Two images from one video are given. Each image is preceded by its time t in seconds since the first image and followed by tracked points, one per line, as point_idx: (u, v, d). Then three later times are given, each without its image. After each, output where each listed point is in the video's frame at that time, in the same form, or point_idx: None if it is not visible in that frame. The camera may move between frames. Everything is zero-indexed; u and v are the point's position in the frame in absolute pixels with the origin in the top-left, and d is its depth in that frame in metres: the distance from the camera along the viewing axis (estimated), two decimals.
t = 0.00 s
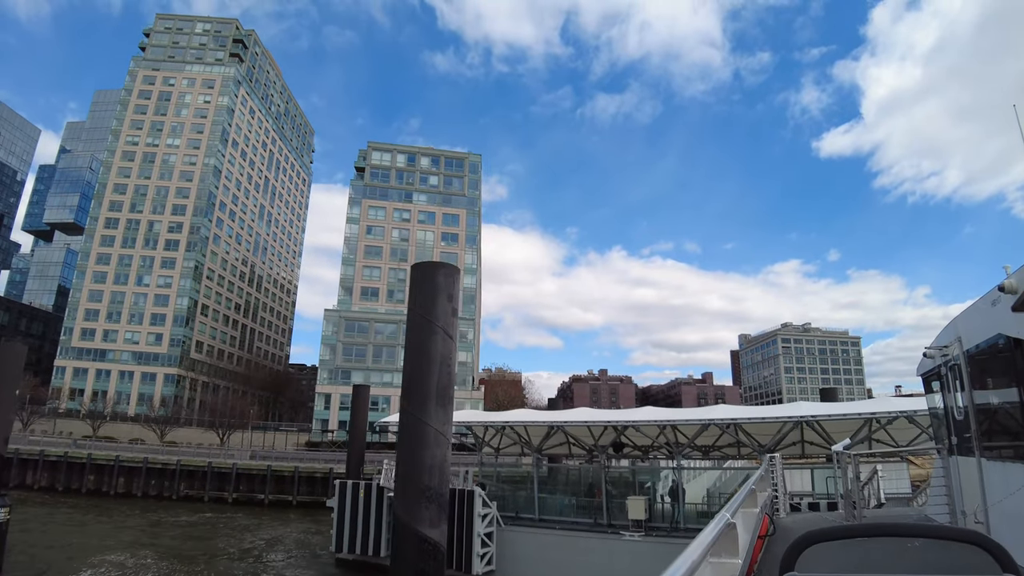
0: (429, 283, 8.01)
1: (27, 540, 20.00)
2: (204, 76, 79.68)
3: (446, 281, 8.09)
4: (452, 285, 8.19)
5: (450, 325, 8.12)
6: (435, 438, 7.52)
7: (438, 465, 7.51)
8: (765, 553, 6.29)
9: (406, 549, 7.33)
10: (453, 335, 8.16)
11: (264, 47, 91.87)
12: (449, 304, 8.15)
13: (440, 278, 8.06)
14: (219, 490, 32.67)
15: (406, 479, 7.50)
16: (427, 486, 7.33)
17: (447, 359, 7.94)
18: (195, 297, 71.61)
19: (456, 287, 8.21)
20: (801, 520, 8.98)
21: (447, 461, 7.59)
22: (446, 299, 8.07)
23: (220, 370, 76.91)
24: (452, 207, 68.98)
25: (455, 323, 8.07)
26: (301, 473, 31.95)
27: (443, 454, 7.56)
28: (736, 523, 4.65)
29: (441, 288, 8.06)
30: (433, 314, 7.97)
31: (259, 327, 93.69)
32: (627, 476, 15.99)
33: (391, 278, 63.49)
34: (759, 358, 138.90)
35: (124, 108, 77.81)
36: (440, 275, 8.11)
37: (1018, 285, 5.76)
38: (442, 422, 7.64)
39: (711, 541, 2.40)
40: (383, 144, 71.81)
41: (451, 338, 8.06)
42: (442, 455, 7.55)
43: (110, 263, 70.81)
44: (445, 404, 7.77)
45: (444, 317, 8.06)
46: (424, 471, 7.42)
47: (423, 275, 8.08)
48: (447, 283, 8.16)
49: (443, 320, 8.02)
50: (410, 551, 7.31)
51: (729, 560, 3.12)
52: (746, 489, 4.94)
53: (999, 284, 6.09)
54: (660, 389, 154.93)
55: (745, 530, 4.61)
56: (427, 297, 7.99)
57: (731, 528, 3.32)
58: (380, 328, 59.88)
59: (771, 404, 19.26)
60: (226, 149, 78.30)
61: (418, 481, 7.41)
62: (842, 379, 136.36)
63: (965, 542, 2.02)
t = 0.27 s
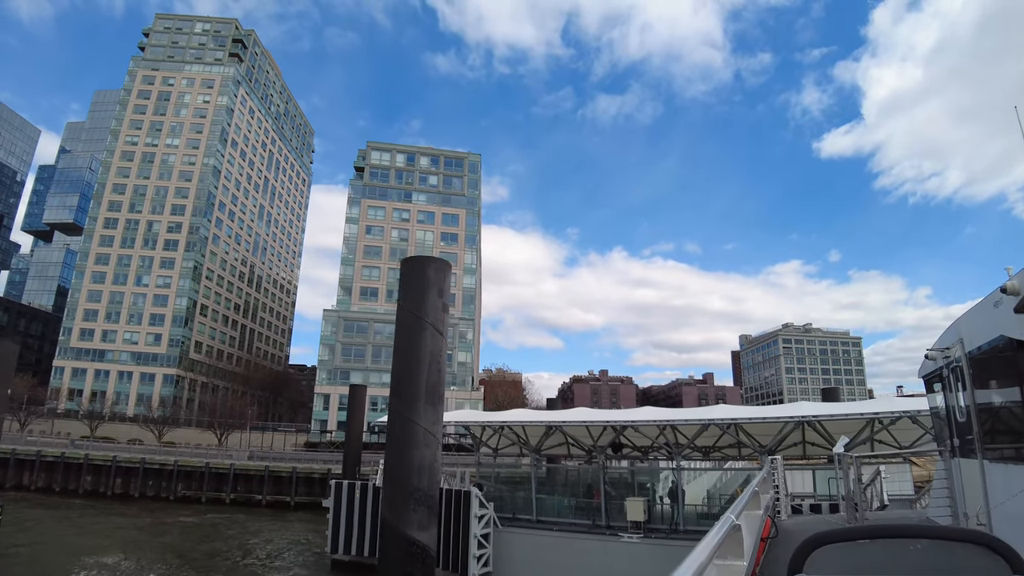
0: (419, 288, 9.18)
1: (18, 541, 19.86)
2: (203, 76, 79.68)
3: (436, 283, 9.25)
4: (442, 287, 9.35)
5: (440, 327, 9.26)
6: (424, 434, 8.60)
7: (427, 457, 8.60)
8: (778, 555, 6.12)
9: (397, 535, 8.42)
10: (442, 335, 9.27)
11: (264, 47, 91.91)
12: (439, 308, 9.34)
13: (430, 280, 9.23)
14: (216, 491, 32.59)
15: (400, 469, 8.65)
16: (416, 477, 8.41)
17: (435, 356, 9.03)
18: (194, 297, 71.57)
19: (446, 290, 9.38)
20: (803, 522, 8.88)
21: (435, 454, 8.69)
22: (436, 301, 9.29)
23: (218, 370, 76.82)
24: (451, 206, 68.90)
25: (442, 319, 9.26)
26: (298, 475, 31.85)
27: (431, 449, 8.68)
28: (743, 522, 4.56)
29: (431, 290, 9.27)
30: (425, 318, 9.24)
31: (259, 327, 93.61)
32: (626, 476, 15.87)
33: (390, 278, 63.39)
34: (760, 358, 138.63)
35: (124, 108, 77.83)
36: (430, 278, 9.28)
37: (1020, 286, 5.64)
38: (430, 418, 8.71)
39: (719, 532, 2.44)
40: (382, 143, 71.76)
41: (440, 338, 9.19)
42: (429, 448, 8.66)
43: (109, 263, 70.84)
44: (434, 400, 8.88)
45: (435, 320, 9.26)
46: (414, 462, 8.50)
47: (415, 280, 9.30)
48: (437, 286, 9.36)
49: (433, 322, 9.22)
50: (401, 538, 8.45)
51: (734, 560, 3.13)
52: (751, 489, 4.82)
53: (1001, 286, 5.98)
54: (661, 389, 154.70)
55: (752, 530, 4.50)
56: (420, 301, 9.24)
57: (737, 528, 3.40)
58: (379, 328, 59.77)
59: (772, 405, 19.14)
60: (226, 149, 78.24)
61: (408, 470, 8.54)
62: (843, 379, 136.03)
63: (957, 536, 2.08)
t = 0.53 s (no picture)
0: (407, 274, 7.97)
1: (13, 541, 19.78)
2: (202, 76, 79.61)
3: (427, 271, 8.06)
4: (433, 274, 8.15)
5: (431, 318, 8.08)
6: (413, 440, 7.49)
7: (416, 465, 7.48)
8: (780, 556, 6.00)
9: (381, 557, 7.27)
10: (433, 328, 8.11)
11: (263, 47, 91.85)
12: (430, 296, 8.08)
13: (420, 266, 8.04)
14: (214, 491, 32.54)
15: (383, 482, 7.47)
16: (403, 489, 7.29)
17: (426, 354, 7.89)
18: (192, 297, 71.51)
19: (438, 276, 8.17)
20: (803, 523, 8.74)
21: (425, 463, 7.59)
22: (426, 289, 8.00)
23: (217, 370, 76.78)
24: (451, 206, 68.87)
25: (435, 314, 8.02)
26: (296, 475, 31.78)
27: (420, 456, 7.52)
28: (747, 525, 4.43)
29: (420, 277, 8.02)
30: (413, 306, 7.93)
31: (258, 327, 93.56)
32: (625, 477, 15.77)
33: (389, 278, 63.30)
34: (761, 359, 138.59)
35: (122, 107, 77.76)
36: (420, 264, 8.09)
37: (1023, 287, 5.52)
38: (420, 421, 7.61)
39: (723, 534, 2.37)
40: (381, 143, 71.72)
41: (431, 332, 8.03)
42: (419, 457, 7.52)
43: (108, 263, 70.81)
44: (424, 402, 7.77)
45: (425, 309, 8.02)
46: (401, 474, 7.38)
47: (403, 265, 8.07)
48: (427, 272, 8.12)
49: (423, 312, 7.95)
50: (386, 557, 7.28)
51: (739, 562, 3.04)
52: (755, 490, 4.67)
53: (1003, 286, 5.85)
54: (662, 389, 154.79)
55: (755, 530, 4.36)
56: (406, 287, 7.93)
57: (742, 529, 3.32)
58: (378, 329, 59.70)
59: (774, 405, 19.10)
60: (225, 149, 78.17)
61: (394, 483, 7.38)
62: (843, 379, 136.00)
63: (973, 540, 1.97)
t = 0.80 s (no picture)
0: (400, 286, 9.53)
1: (9, 541, 19.79)
2: (203, 75, 79.66)
3: (418, 276, 9.68)
4: (424, 278, 9.78)
5: (421, 322, 9.69)
6: (403, 432, 9.21)
7: (406, 455, 9.24)
8: (785, 555, 5.86)
9: (378, 527, 9.03)
10: (422, 330, 9.76)
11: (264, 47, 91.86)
12: (421, 301, 9.70)
13: (413, 272, 9.65)
14: (213, 492, 32.45)
15: (379, 465, 9.22)
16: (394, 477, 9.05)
17: (415, 355, 9.52)
18: (193, 297, 71.58)
19: (428, 283, 9.82)
20: (806, 523, 8.61)
21: (414, 451, 9.33)
22: (417, 293, 9.59)
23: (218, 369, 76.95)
24: (451, 205, 68.81)
25: (423, 311, 9.52)
26: (295, 475, 31.67)
27: (410, 448, 9.25)
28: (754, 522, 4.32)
29: (412, 284, 9.67)
30: (405, 311, 9.52)
31: (260, 327, 93.67)
32: (625, 477, 15.65)
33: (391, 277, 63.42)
34: (763, 359, 138.16)
35: (123, 107, 77.84)
36: (413, 269, 9.70)
37: None
38: (409, 415, 9.28)
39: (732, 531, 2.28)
40: (382, 142, 71.76)
41: (421, 334, 9.67)
42: (409, 447, 9.26)
43: (108, 263, 70.86)
44: (413, 397, 9.42)
45: (415, 314, 9.61)
46: (393, 461, 9.16)
47: (397, 269, 9.64)
48: (419, 277, 9.76)
49: (414, 314, 9.53)
50: (381, 535, 9.05)
51: (749, 561, 2.93)
52: (761, 487, 4.54)
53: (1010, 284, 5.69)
54: (664, 389, 154.52)
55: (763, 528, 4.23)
56: (400, 293, 9.47)
57: (749, 526, 3.23)
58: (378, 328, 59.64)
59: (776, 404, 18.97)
60: (225, 148, 78.22)
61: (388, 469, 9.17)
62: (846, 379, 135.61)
63: (987, 537, 1.92)
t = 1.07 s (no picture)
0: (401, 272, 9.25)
1: (27, 530, 20.13)
2: (212, 68, 79.78)
3: (420, 260, 9.45)
4: (427, 262, 9.54)
5: (425, 310, 9.43)
6: (406, 424, 8.96)
7: (410, 449, 8.96)
8: (803, 545, 5.87)
9: (382, 520, 8.81)
10: (427, 318, 9.50)
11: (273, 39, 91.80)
12: (424, 288, 9.47)
13: (415, 256, 9.44)
14: (226, 482, 32.79)
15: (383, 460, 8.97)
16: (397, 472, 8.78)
17: (418, 343, 9.22)
18: (205, 289, 72.22)
19: (432, 268, 9.57)
20: (820, 512, 8.46)
21: (418, 445, 9.05)
22: (420, 279, 9.36)
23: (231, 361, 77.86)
24: (461, 196, 68.74)
25: (426, 301, 9.28)
26: (308, 465, 31.91)
27: (413, 441, 8.97)
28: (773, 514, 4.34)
29: (415, 270, 9.45)
30: (407, 298, 9.29)
31: (272, 319, 94.53)
32: (636, 467, 15.57)
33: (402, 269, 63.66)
34: (777, 349, 137.15)
35: (133, 101, 78.21)
36: (415, 253, 9.47)
37: None
38: (412, 403, 8.99)
39: (753, 527, 2.30)
40: (391, 133, 71.65)
41: (425, 322, 9.41)
42: (413, 439, 8.98)
43: (121, 256, 71.52)
44: (417, 387, 9.14)
45: (419, 301, 9.39)
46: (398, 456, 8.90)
47: (398, 254, 9.43)
48: (422, 261, 9.53)
49: (416, 302, 9.32)
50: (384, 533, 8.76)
51: (773, 546, 3.02)
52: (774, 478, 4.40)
53: None
54: (677, 380, 154.11)
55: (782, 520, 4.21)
56: (402, 279, 9.25)
57: (773, 509, 3.26)
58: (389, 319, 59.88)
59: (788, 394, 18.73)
60: (235, 141, 78.49)
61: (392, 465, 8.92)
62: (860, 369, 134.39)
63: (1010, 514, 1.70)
